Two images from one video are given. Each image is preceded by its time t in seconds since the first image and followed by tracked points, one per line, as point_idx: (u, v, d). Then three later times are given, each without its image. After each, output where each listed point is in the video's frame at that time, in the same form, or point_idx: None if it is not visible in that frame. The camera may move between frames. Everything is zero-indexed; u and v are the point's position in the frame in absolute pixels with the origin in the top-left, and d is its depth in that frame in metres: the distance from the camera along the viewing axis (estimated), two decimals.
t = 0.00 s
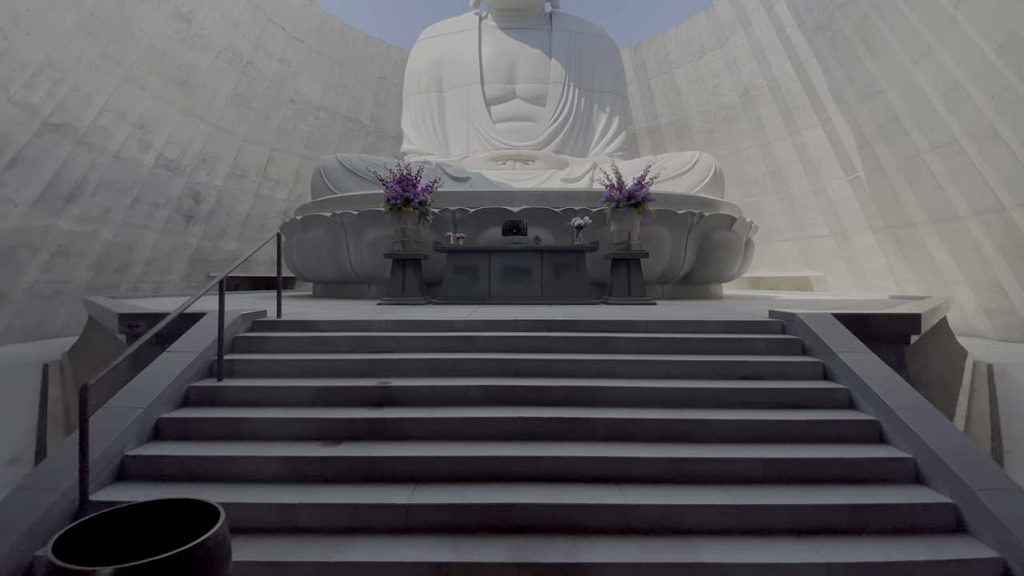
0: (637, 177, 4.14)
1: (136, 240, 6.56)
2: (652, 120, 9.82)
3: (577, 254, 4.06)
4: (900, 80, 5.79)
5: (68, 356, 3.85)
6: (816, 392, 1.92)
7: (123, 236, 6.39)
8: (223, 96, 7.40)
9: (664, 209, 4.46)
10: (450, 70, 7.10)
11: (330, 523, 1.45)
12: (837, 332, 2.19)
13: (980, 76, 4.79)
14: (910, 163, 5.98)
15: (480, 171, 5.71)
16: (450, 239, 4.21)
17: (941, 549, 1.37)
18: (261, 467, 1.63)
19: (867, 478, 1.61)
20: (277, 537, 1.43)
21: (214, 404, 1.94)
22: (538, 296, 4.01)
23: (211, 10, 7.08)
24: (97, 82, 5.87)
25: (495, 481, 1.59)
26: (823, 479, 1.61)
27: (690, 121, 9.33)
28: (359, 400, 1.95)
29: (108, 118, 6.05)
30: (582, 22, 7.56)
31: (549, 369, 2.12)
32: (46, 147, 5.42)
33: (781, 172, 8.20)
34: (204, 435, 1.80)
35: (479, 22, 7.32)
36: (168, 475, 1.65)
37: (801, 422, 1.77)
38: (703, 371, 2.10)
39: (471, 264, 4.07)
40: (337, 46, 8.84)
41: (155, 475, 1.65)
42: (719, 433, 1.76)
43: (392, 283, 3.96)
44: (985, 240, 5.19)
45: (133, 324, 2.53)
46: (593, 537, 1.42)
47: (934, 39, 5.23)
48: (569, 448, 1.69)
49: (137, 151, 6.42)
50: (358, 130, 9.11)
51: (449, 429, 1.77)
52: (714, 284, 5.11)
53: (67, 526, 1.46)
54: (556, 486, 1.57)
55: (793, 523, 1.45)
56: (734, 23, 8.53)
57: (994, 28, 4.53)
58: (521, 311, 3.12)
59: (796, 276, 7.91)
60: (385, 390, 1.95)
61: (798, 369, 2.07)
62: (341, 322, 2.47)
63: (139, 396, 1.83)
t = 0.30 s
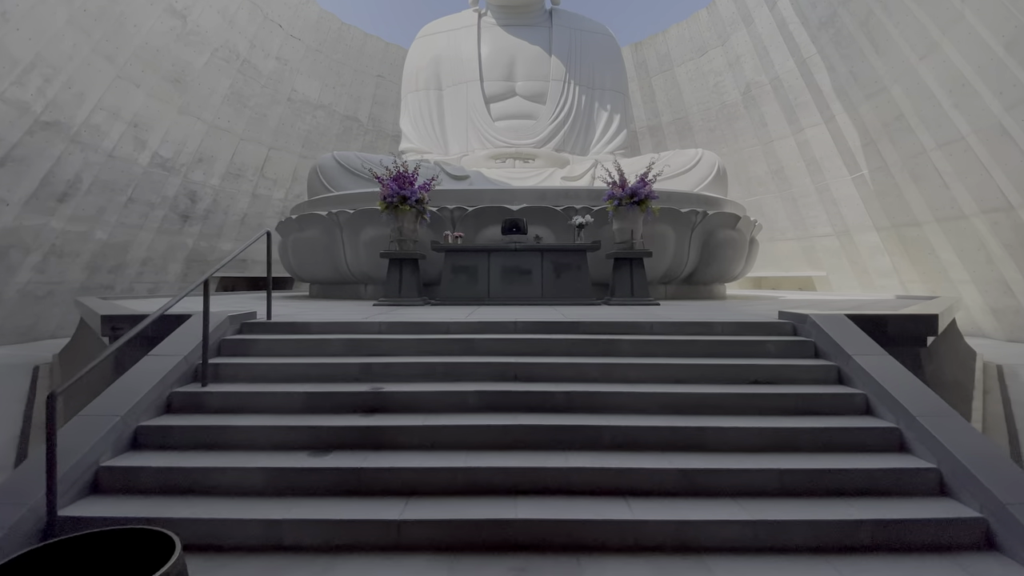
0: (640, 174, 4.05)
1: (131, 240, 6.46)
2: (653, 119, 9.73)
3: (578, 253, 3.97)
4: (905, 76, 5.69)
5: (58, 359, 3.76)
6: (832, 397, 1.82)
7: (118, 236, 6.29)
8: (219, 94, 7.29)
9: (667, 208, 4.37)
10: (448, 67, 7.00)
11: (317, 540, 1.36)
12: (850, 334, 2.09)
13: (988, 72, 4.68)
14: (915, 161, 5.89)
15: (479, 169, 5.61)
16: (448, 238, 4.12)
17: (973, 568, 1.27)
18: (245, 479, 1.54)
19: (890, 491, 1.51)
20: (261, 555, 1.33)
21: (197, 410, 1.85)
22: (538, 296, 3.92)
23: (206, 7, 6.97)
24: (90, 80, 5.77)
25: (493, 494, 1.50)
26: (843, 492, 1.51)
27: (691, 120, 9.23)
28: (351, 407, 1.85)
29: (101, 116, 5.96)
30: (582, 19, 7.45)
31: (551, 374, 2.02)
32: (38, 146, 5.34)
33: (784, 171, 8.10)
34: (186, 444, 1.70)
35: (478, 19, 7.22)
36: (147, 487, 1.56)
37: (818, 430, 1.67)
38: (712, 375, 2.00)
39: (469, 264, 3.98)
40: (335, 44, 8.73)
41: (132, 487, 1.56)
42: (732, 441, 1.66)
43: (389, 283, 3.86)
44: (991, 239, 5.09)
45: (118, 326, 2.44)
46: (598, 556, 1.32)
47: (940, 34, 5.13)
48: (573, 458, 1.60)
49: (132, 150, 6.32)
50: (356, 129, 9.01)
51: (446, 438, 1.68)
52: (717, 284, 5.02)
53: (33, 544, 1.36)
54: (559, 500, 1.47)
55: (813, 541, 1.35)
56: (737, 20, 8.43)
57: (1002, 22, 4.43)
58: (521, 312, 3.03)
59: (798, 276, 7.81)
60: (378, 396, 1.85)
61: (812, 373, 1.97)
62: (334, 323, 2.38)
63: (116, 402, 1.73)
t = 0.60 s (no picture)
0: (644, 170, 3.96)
1: (126, 240, 6.36)
2: (654, 117, 9.64)
3: (581, 252, 3.88)
4: (912, 72, 5.61)
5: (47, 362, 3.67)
6: (852, 403, 1.73)
7: (113, 236, 6.20)
8: (215, 93, 7.20)
9: (671, 206, 4.28)
10: (448, 64, 6.90)
11: (305, 558, 1.27)
12: (868, 335, 1.99)
13: (1000, 66, 4.57)
14: (921, 159, 5.80)
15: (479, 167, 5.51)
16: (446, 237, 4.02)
17: None
18: (230, 492, 1.44)
19: (916, 503, 1.42)
20: None
21: (183, 417, 1.76)
22: (539, 296, 3.83)
23: (202, 3, 6.87)
24: (84, 77, 5.68)
25: (494, 508, 1.41)
26: (866, 504, 1.42)
27: (693, 118, 9.13)
28: (344, 413, 1.76)
29: (96, 114, 5.86)
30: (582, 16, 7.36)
31: (554, 378, 1.93)
32: (31, 145, 5.24)
33: (787, 169, 8.01)
34: (169, 453, 1.61)
35: (477, 16, 7.13)
36: (126, 500, 1.46)
37: (839, 438, 1.58)
38: (722, 378, 1.91)
39: (469, 263, 3.88)
40: (332, 42, 8.64)
41: (110, 500, 1.46)
42: (747, 450, 1.57)
43: (386, 284, 3.76)
44: (1001, 237, 4.99)
45: (102, 328, 2.35)
46: None
47: (949, 28, 5.03)
48: (578, 468, 1.50)
49: (127, 148, 6.23)
50: (354, 128, 8.92)
51: (444, 447, 1.58)
52: (721, 283, 4.93)
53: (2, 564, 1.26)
54: (565, 514, 1.38)
55: (838, 559, 1.26)
56: (739, 16, 8.34)
57: (1014, 16, 4.33)
58: (522, 313, 2.93)
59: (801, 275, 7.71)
60: (372, 402, 1.76)
61: (828, 377, 1.88)
62: (328, 325, 2.28)
63: (95, 409, 1.64)
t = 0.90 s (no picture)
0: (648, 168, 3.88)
1: (123, 240, 6.28)
2: (655, 115, 9.56)
3: (583, 252, 3.80)
4: (918, 69, 5.54)
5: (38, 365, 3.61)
6: (868, 409, 1.65)
7: (109, 236, 6.13)
8: (212, 91, 7.12)
9: (675, 204, 4.20)
10: (447, 62, 6.82)
11: None
12: (884, 337, 1.92)
13: (1009, 61, 4.48)
14: (927, 157, 5.72)
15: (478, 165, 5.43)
16: (446, 237, 3.94)
17: None
18: (216, 505, 1.37)
19: (941, 516, 1.35)
20: None
21: (170, 424, 1.68)
22: (541, 296, 3.75)
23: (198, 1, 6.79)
24: (79, 75, 5.60)
25: (496, 522, 1.33)
26: (887, 516, 1.34)
27: (695, 116, 9.04)
28: (338, 420, 1.69)
29: (91, 113, 5.79)
30: (584, 13, 7.27)
31: (557, 382, 1.85)
32: (24, 144, 5.17)
33: (790, 167, 7.92)
34: (155, 463, 1.54)
35: (477, 13, 7.05)
36: (108, 513, 1.39)
37: (857, 445, 1.50)
38: (733, 382, 1.83)
39: (469, 263, 3.80)
40: (331, 40, 8.54)
41: (94, 513, 1.39)
42: (761, 459, 1.49)
43: (384, 284, 3.69)
44: (1008, 236, 4.92)
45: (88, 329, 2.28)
46: None
47: (957, 24, 4.94)
48: (584, 479, 1.43)
49: (123, 148, 6.15)
50: (353, 127, 8.82)
51: (442, 455, 1.51)
52: (725, 283, 4.86)
53: None
54: (571, 528, 1.31)
55: None
56: (742, 14, 8.23)
57: None
58: (524, 314, 2.85)
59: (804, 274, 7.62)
60: (367, 409, 1.68)
61: (842, 381, 1.80)
62: (322, 327, 2.20)
63: (78, 417, 1.56)
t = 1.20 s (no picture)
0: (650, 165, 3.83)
1: (122, 240, 6.25)
2: (656, 114, 9.53)
3: (585, 251, 3.76)
4: (922, 66, 5.50)
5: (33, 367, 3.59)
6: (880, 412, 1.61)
7: (107, 236, 6.08)
8: (211, 90, 7.07)
9: (679, 203, 4.14)
10: (448, 60, 6.77)
11: None
12: (896, 338, 1.87)
13: (1014, 58, 4.41)
14: (931, 155, 5.68)
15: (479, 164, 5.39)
16: (446, 236, 3.88)
17: None
18: (208, 514, 1.32)
19: (959, 524, 1.30)
20: None
21: (162, 429, 1.64)
22: (542, 296, 3.71)
23: None
24: (75, 73, 5.54)
25: (498, 532, 1.28)
26: (905, 525, 1.30)
27: (696, 114, 9.01)
28: (335, 425, 1.64)
29: (88, 111, 5.74)
30: (585, 10, 7.22)
31: (560, 384, 1.80)
32: (21, 143, 5.12)
33: (793, 166, 7.87)
34: (146, 469, 1.49)
35: (477, 10, 7.01)
36: (96, 522, 1.34)
37: (870, 450, 1.45)
38: (741, 384, 1.78)
39: (470, 263, 3.75)
40: (331, 39, 8.50)
41: (82, 522, 1.34)
42: (773, 464, 1.45)
43: (384, 284, 3.64)
44: (1011, 233, 4.84)
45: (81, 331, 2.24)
46: None
47: (961, 20, 4.88)
48: (589, 486, 1.38)
49: (121, 147, 6.11)
50: (353, 126, 8.79)
51: (442, 461, 1.46)
52: (728, 282, 4.81)
53: None
54: (576, 538, 1.26)
55: None
56: (743, 12, 8.18)
57: None
58: (525, 314, 2.80)
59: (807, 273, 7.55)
60: (365, 413, 1.64)
61: (853, 382, 1.76)
62: (320, 328, 2.16)
63: (66, 422, 1.51)
